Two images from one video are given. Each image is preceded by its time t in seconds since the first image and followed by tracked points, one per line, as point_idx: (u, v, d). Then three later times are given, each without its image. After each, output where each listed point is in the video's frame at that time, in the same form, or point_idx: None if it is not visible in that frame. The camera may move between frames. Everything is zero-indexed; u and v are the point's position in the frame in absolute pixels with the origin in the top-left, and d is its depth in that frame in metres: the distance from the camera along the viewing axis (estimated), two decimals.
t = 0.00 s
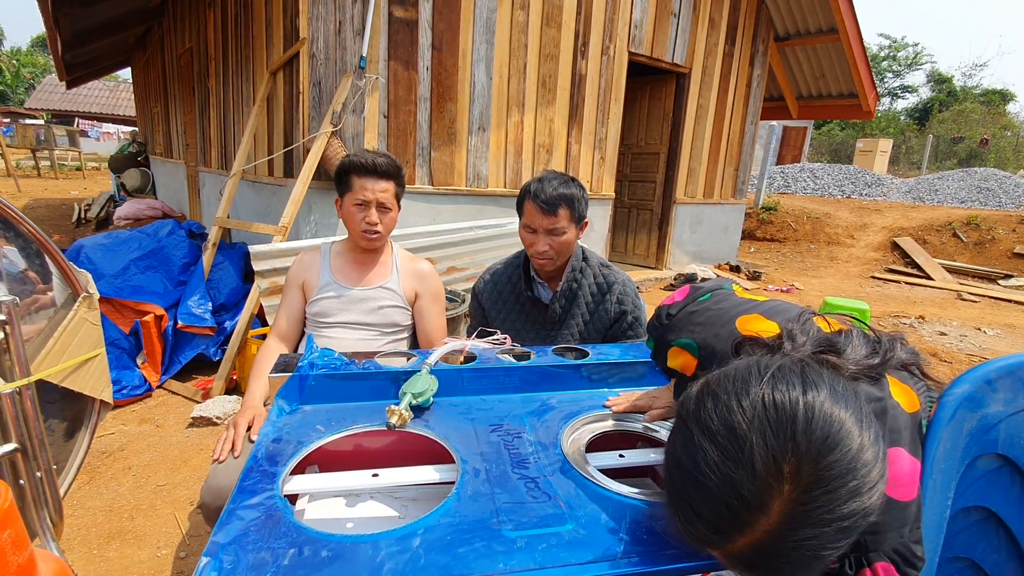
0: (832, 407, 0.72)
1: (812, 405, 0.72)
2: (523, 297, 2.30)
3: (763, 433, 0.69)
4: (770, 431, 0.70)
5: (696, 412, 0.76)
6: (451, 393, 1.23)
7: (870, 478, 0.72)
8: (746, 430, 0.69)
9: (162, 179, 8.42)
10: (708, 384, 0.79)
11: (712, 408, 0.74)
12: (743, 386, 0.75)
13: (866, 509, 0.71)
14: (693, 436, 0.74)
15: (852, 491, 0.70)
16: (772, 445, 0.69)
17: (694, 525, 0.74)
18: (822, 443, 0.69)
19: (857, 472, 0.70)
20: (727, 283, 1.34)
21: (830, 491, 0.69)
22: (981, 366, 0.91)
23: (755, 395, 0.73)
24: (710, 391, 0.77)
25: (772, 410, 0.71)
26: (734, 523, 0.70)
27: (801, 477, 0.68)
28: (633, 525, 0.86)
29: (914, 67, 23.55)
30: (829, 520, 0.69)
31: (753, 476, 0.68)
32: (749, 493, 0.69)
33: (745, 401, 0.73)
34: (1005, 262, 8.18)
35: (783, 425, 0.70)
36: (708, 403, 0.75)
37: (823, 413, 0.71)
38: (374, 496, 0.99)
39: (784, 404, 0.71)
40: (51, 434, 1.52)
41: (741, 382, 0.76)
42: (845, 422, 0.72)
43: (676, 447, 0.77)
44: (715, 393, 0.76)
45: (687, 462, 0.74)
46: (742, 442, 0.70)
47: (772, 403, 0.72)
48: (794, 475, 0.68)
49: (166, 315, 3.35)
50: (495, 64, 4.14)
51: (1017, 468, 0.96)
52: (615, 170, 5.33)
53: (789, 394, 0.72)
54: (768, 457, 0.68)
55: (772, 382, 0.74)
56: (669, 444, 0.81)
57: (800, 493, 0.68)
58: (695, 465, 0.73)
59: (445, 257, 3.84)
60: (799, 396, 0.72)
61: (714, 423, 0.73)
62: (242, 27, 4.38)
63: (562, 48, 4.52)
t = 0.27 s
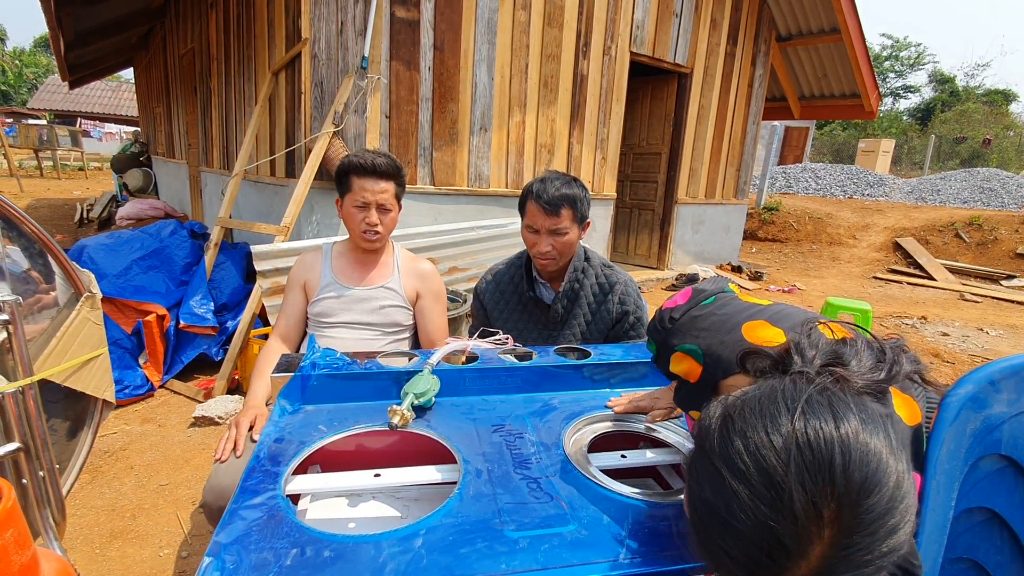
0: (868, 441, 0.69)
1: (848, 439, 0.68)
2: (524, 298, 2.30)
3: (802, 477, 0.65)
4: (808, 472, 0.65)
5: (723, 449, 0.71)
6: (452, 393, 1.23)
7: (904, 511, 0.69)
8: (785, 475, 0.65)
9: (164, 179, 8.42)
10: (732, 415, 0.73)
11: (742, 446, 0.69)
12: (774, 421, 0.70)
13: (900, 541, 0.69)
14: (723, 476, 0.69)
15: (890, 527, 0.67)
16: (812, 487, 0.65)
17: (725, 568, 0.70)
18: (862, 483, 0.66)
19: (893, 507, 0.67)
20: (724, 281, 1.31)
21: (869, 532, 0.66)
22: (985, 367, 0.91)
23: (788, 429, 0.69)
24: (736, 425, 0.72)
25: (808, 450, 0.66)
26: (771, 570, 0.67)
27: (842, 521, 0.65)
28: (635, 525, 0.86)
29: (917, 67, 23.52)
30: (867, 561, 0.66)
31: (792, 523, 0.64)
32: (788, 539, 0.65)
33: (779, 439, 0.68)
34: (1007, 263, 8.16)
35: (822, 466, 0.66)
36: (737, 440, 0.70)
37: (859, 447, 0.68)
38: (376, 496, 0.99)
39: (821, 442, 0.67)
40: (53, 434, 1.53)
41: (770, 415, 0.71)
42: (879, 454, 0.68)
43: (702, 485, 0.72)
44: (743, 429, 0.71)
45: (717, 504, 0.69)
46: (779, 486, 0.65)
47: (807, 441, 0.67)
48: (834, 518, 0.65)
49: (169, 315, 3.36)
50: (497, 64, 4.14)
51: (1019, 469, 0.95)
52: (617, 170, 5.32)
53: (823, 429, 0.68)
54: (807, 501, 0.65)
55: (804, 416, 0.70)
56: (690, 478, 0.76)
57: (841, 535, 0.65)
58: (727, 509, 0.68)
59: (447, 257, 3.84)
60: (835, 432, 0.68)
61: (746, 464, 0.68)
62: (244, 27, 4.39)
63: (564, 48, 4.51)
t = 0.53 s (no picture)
0: (876, 452, 0.68)
1: (856, 450, 0.67)
2: (526, 299, 2.30)
3: (810, 494, 0.65)
4: (818, 490, 0.65)
5: (729, 465, 0.70)
6: (454, 394, 1.23)
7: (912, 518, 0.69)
8: (794, 494, 0.64)
9: (166, 179, 8.43)
10: (737, 428, 0.72)
11: (748, 462, 0.68)
12: (780, 435, 0.69)
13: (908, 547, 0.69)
14: (730, 492, 0.69)
15: (899, 536, 0.67)
16: (822, 503, 0.65)
17: None
18: (871, 497, 0.65)
19: (902, 515, 0.67)
20: (721, 281, 1.30)
21: (879, 544, 0.66)
22: (985, 369, 0.91)
23: (795, 443, 0.68)
24: (742, 438, 0.71)
25: (817, 466, 0.66)
26: None
27: (852, 535, 0.65)
28: (635, 526, 0.86)
29: (918, 67, 23.50)
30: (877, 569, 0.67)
31: (802, 540, 0.64)
32: (798, 555, 0.65)
33: (787, 454, 0.67)
34: (1009, 263, 8.15)
35: (831, 482, 0.65)
36: (743, 455, 0.69)
37: (867, 458, 0.67)
38: (378, 497, 1.00)
39: (829, 457, 0.66)
40: (56, 434, 1.54)
41: (776, 429, 0.70)
42: (887, 464, 0.68)
43: (709, 499, 0.72)
44: (749, 444, 0.70)
45: (725, 520, 0.69)
46: (788, 504, 0.65)
47: (815, 455, 0.66)
48: (844, 532, 0.65)
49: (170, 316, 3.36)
50: (498, 65, 4.15)
51: (1020, 470, 0.95)
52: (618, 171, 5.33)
53: (831, 443, 0.67)
54: (816, 518, 0.64)
55: (810, 429, 0.69)
56: (695, 489, 0.76)
57: (852, 549, 0.65)
58: (735, 526, 0.68)
59: (448, 258, 3.85)
60: (843, 445, 0.67)
61: (754, 481, 0.67)
62: (246, 29, 4.40)
63: (565, 49, 4.52)
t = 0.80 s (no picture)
0: (875, 459, 0.68)
1: (854, 457, 0.67)
2: (527, 299, 2.30)
3: (811, 505, 0.65)
4: (818, 499, 0.65)
5: (731, 476, 0.70)
6: (455, 394, 1.23)
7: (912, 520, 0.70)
8: (795, 506, 0.64)
9: (168, 180, 8.45)
10: (738, 438, 0.72)
11: (749, 472, 0.68)
12: (780, 446, 0.69)
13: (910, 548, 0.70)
14: (733, 504, 0.69)
15: (901, 538, 0.67)
16: (823, 513, 0.65)
17: None
18: (871, 504, 0.65)
19: (902, 519, 0.67)
20: (718, 281, 1.31)
21: (879, 549, 0.67)
22: (986, 369, 0.91)
23: (794, 452, 0.68)
24: (742, 449, 0.71)
25: (817, 476, 0.65)
26: None
27: (854, 542, 0.65)
28: (637, 527, 0.86)
29: (920, 68, 23.48)
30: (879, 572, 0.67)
31: (805, 550, 0.65)
32: (802, 564, 0.65)
33: (787, 466, 0.67)
34: (1011, 264, 8.14)
35: (831, 491, 0.65)
36: (744, 467, 0.69)
37: (866, 464, 0.67)
38: (380, 497, 1.00)
39: (828, 466, 0.66)
40: (59, 435, 1.54)
41: (775, 439, 0.69)
42: (886, 469, 0.68)
43: (712, 510, 0.72)
44: (749, 454, 0.69)
45: (729, 530, 0.69)
46: (790, 515, 0.65)
47: (815, 465, 0.66)
48: (846, 541, 0.65)
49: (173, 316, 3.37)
50: (499, 66, 4.15)
51: (1020, 471, 0.95)
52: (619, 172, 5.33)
53: (830, 451, 0.67)
54: (818, 528, 0.64)
55: (808, 437, 0.68)
56: (697, 497, 0.76)
57: (854, 556, 0.65)
58: (739, 536, 0.68)
59: (449, 258, 3.86)
60: (841, 453, 0.67)
61: (755, 493, 0.67)
62: (247, 30, 4.41)
63: (566, 50, 4.52)
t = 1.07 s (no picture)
0: (880, 456, 0.68)
1: (859, 454, 0.67)
2: (530, 296, 2.30)
3: (820, 505, 0.65)
4: (826, 499, 0.65)
5: (739, 478, 0.70)
6: (457, 394, 1.23)
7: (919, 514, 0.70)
8: (804, 507, 0.64)
9: (170, 181, 8.46)
10: (743, 440, 0.72)
11: (757, 475, 0.68)
12: (786, 446, 0.68)
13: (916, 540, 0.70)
14: (742, 506, 0.69)
15: (908, 532, 0.68)
16: (832, 512, 0.65)
17: None
18: (878, 501, 0.66)
19: (909, 513, 0.68)
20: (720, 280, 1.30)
21: (887, 545, 0.67)
22: (990, 370, 0.90)
23: (799, 452, 0.68)
24: (748, 451, 0.70)
25: (823, 475, 0.65)
26: None
27: (862, 539, 0.65)
28: (639, 528, 0.86)
29: (922, 68, 23.46)
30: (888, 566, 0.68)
31: (815, 550, 0.65)
32: (812, 564, 0.65)
33: (794, 467, 0.67)
34: (1014, 265, 8.12)
35: (838, 490, 0.65)
36: (751, 469, 0.69)
37: (871, 461, 0.67)
38: (381, 497, 1.00)
39: (835, 465, 0.66)
40: (61, 435, 1.54)
41: (781, 440, 0.69)
42: (891, 465, 0.67)
43: (721, 513, 0.72)
44: (755, 456, 0.69)
45: (739, 533, 0.70)
46: (799, 516, 0.65)
47: (822, 465, 0.66)
48: (855, 538, 0.65)
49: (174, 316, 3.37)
50: (500, 66, 4.15)
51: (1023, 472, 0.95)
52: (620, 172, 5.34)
53: (835, 450, 0.67)
54: (827, 527, 0.65)
55: (813, 437, 0.68)
56: (705, 499, 0.76)
57: (862, 553, 0.66)
58: (750, 539, 0.68)
59: (451, 258, 3.87)
60: (846, 452, 0.67)
61: (764, 495, 0.67)
62: (249, 30, 4.42)
63: (567, 51, 4.52)
